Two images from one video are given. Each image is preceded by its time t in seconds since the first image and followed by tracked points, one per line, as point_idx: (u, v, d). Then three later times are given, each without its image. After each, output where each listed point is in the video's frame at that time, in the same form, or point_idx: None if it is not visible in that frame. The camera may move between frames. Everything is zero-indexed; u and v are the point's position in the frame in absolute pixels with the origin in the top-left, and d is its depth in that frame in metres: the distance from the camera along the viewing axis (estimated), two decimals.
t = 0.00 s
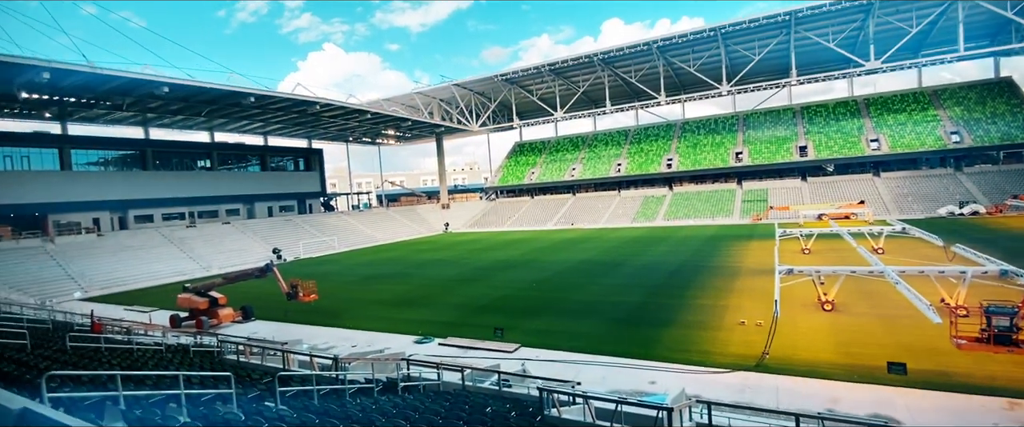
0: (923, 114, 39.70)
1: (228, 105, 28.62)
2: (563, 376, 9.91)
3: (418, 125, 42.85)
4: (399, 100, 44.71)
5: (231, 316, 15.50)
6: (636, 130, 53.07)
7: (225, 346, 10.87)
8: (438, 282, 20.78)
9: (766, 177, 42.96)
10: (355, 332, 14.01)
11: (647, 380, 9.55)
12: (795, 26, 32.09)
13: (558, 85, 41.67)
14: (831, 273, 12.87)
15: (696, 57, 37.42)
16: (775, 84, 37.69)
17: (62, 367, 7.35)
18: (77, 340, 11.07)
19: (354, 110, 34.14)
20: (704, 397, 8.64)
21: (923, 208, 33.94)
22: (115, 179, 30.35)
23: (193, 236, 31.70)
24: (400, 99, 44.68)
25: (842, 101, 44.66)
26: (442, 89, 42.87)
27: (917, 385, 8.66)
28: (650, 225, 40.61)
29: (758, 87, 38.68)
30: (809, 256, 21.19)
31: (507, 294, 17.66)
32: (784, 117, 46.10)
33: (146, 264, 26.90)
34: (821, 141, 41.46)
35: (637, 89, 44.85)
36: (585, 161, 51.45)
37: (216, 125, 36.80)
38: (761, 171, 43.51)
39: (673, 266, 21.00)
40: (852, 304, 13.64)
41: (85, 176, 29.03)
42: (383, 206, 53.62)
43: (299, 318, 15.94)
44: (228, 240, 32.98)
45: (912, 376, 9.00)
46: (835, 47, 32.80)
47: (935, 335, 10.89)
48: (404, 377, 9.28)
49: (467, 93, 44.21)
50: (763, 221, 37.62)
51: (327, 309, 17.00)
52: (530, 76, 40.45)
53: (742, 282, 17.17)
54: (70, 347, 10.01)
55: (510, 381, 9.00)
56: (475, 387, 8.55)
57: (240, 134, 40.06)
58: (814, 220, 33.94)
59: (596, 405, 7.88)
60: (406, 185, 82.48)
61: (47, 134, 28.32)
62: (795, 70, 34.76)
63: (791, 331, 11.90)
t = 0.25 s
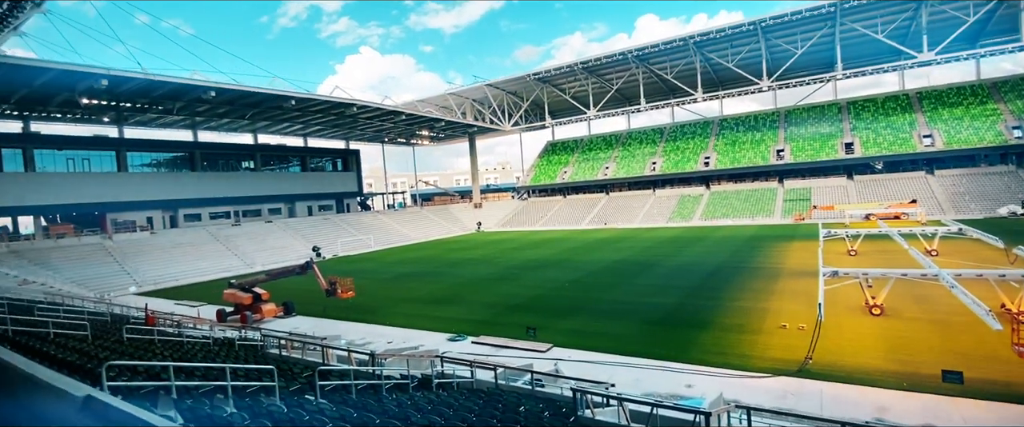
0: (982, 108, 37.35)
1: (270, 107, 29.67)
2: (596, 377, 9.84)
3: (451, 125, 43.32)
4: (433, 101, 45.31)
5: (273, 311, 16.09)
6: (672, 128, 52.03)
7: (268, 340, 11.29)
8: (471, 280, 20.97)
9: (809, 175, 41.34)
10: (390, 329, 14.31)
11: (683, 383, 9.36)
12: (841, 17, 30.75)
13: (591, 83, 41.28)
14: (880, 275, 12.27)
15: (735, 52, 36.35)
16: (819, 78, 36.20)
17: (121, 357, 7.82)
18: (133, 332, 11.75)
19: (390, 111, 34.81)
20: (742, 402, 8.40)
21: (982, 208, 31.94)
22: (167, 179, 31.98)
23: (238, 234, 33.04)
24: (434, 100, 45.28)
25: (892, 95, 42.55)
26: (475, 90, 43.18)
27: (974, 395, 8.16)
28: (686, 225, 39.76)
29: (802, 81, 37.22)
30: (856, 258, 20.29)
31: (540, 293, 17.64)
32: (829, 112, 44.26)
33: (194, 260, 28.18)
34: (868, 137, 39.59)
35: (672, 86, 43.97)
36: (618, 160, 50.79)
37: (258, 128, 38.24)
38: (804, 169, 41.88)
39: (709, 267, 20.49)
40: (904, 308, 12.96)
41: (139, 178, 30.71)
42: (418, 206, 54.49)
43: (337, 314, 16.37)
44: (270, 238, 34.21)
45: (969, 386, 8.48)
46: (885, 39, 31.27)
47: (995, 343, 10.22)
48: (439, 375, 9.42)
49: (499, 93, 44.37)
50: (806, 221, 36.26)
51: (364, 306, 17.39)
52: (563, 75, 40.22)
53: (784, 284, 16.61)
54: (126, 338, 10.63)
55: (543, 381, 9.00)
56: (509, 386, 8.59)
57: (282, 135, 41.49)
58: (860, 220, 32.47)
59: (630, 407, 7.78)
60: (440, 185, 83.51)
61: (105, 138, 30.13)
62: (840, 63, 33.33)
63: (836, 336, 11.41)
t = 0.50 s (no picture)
0: None
1: (306, 110, 30.52)
2: (627, 379, 9.72)
3: (481, 125, 43.59)
4: (463, 102, 45.68)
5: (309, 307, 16.55)
6: (705, 125, 50.89)
7: (305, 336, 11.62)
8: (501, 280, 21.04)
9: (852, 174, 39.71)
10: (422, 326, 14.51)
11: (718, 387, 9.14)
12: (886, 9, 29.40)
13: (622, 81, 40.80)
14: (928, 279, 11.69)
15: (773, 46, 35.24)
16: (863, 72, 34.73)
17: (168, 350, 8.19)
18: (179, 326, 12.29)
19: (421, 112, 35.28)
20: (781, 408, 8.13)
21: None
22: (210, 180, 33.34)
23: (276, 233, 34.13)
24: (465, 100, 45.64)
25: (942, 89, 40.44)
26: (505, 90, 43.30)
27: None
28: (721, 225, 38.81)
29: (844, 76, 35.78)
30: (902, 260, 19.40)
31: (570, 293, 17.55)
32: (873, 108, 42.41)
33: (234, 258, 29.25)
34: (916, 133, 37.73)
35: (706, 83, 43.02)
36: (650, 159, 50.02)
37: (295, 130, 39.41)
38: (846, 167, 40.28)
39: (745, 268, 19.93)
40: (955, 314, 12.30)
41: (184, 178, 32.12)
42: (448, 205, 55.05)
43: (371, 311, 16.70)
44: (306, 237, 35.19)
45: None
46: (934, 30, 29.73)
47: None
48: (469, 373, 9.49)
49: (529, 92, 44.35)
50: (848, 222, 34.87)
51: (397, 304, 17.69)
52: (593, 73, 39.88)
53: (824, 287, 16.02)
54: (173, 332, 11.13)
55: (573, 382, 8.95)
56: (539, 386, 8.58)
57: (318, 137, 42.64)
58: (907, 220, 30.99)
59: (663, 410, 7.65)
60: (470, 185, 84.12)
61: (153, 140, 31.65)
62: (885, 56, 31.88)
63: (880, 341, 10.93)
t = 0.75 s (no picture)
0: None
1: (336, 111, 31.17)
2: (656, 382, 9.58)
3: (508, 125, 43.70)
4: (490, 102, 45.84)
5: (340, 305, 16.92)
6: (737, 123, 49.71)
7: (336, 333, 11.88)
8: (528, 280, 21.04)
9: (893, 173, 38.13)
10: (450, 325, 14.62)
11: (750, 392, 8.92)
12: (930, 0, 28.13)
13: (651, 79, 40.22)
14: (976, 282, 11.13)
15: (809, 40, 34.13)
16: (905, 67, 33.31)
17: (207, 345, 8.51)
18: (218, 321, 12.76)
19: (448, 113, 35.61)
20: (817, 415, 7.88)
21: None
22: (246, 181, 34.43)
23: (308, 232, 35.00)
24: (492, 101, 45.85)
25: (992, 83, 38.41)
26: (532, 90, 43.28)
27: None
28: (753, 226, 37.87)
29: (885, 71, 34.37)
30: (947, 262, 18.53)
31: (598, 294, 17.41)
32: (917, 104, 40.62)
33: (269, 257, 30.14)
34: (964, 130, 35.95)
35: (737, 80, 42.03)
36: (680, 158, 49.18)
37: (327, 131, 40.31)
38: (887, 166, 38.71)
39: (778, 270, 19.38)
40: (1006, 319, 11.66)
41: (222, 179, 33.27)
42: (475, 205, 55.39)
43: (400, 310, 16.95)
44: (337, 236, 35.97)
45: None
46: (983, 21, 28.27)
47: None
48: (496, 373, 9.53)
49: (556, 92, 44.20)
50: (889, 222, 33.55)
51: (425, 303, 17.90)
52: (621, 71, 39.44)
53: (863, 290, 15.43)
54: (212, 328, 11.56)
55: (601, 383, 8.88)
56: (566, 387, 8.55)
57: (348, 138, 43.54)
58: (953, 221, 29.58)
59: (692, 414, 7.52)
60: (497, 185, 84.41)
61: (193, 143, 32.88)
62: (929, 50, 30.50)
63: (925, 348, 10.45)
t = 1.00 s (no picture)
0: None
1: (362, 113, 31.68)
2: (682, 385, 9.44)
3: (530, 125, 43.69)
4: (513, 102, 45.88)
5: (366, 303, 17.16)
6: (765, 121, 48.57)
7: (362, 330, 12.07)
8: (551, 280, 20.98)
9: (931, 172, 36.69)
10: (473, 325, 14.70)
11: (779, 397, 8.71)
12: None
13: (676, 77, 39.63)
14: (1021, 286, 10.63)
15: (841, 35, 33.11)
16: (944, 62, 32.01)
17: (238, 341, 8.76)
18: (248, 318, 13.11)
19: (471, 114, 35.80)
20: (850, 421, 7.65)
21: None
22: (275, 181, 35.28)
23: (334, 232, 35.65)
24: (514, 101, 45.90)
25: None
26: (554, 89, 43.16)
27: None
28: (782, 227, 36.96)
29: (923, 66, 33.08)
30: (989, 265, 17.76)
31: (621, 295, 17.25)
32: (956, 100, 38.99)
33: (297, 256, 30.82)
34: (1008, 126, 34.34)
35: (766, 77, 41.07)
36: (706, 158, 48.34)
37: (352, 133, 40.97)
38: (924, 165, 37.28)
39: (809, 272, 18.85)
40: None
41: (252, 180, 34.17)
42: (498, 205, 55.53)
43: (423, 309, 17.12)
44: (362, 236, 36.55)
45: None
46: None
47: None
48: (519, 373, 9.55)
49: (579, 91, 43.98)
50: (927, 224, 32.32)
51: (449, 302, 18.03)
52: (645, 70, 38.98)
53: (898, 293, 14.90)
54: (243, 324, 11.89)
55: (625, 385, 8.80)
56: (589, 388, 8.50)
57: (373, 139, 44.18)
58: (996, 222, 28.31)
59: (719, 418, 7.39)
60: (520, 185, 84.42)
61: (225, 144, 33.85)
62: (970, 43, 29.25)
63: (965, 354, 10.03)
